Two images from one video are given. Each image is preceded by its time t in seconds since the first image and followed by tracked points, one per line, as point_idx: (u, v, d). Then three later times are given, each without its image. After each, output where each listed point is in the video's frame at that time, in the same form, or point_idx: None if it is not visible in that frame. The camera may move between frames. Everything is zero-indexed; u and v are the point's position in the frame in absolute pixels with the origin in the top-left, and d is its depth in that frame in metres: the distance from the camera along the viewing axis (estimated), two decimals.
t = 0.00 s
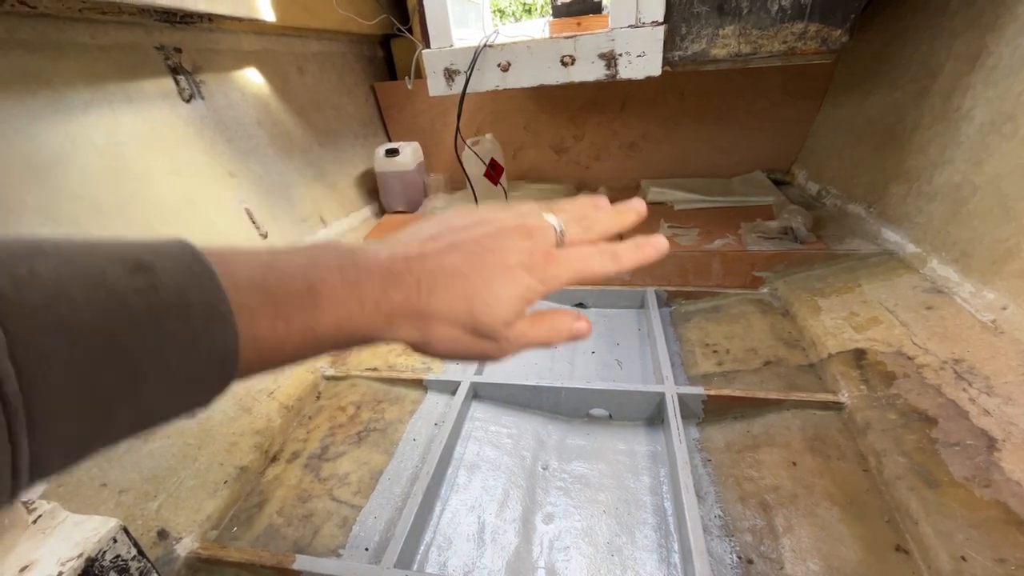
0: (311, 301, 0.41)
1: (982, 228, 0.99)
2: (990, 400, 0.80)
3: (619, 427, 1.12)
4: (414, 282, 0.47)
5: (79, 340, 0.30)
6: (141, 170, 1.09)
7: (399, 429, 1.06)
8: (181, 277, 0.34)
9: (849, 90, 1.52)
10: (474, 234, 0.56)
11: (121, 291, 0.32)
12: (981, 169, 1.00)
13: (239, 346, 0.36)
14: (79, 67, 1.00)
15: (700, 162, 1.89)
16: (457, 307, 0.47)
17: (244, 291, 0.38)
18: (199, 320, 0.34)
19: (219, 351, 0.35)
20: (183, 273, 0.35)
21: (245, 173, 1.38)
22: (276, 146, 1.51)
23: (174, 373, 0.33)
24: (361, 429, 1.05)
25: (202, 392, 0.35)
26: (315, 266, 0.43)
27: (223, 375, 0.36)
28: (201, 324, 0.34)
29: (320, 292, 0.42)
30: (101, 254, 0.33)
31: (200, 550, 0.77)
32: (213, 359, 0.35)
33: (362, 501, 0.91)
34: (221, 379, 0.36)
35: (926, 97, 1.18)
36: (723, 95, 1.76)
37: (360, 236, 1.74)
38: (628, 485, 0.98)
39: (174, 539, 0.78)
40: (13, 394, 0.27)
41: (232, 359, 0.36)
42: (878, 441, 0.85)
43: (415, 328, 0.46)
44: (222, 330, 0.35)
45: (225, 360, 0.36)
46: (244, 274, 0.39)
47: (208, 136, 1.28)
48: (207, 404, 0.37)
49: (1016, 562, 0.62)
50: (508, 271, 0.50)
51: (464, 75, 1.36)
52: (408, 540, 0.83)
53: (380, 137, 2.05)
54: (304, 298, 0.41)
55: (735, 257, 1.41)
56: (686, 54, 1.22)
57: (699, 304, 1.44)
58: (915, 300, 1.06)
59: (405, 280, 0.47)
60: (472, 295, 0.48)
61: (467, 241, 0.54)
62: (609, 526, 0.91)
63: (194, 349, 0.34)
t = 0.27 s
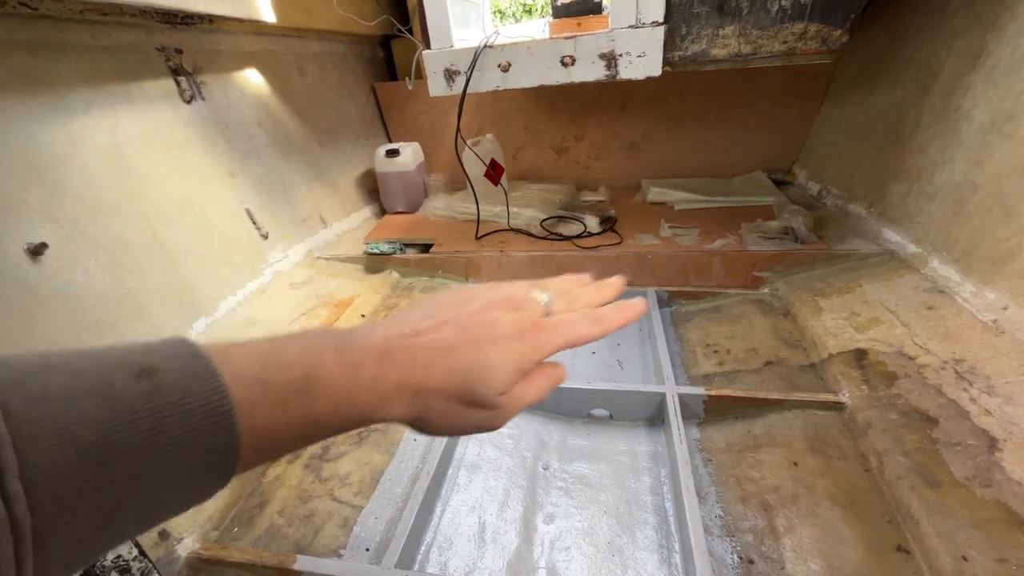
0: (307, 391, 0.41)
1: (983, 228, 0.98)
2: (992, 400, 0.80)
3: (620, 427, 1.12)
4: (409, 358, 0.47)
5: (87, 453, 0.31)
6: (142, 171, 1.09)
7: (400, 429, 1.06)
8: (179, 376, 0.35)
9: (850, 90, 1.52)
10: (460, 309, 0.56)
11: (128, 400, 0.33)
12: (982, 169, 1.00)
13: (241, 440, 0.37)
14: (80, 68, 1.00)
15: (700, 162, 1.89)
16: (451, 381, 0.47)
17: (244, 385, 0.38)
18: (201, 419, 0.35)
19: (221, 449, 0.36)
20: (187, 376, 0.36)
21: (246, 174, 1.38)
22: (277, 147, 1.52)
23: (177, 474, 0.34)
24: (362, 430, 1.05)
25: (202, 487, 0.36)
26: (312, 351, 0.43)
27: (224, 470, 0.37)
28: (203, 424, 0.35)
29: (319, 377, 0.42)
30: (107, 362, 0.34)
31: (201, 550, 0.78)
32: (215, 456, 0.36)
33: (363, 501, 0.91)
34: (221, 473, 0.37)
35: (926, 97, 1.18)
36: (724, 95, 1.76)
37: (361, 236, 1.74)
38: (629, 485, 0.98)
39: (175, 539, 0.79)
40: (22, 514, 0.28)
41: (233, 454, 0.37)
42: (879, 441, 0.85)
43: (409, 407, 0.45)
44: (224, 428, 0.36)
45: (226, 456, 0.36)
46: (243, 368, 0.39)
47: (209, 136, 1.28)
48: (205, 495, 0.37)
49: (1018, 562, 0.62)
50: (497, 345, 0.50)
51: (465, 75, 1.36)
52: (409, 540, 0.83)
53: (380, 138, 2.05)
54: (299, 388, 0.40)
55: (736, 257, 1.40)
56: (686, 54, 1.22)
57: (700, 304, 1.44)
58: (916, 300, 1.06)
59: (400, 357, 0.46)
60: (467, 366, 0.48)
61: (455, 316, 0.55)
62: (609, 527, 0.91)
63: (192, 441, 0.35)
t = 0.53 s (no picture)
0: (198, 448, 0.44)
1: (983, 228, 0.99)
2: (992, 400, 0.81)
3: (620, 428, 1.13)
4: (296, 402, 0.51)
5: None
6: (143, 172, 1.10)
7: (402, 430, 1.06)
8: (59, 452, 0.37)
9: (850, 91, 1.53)
10: (334, 352, 0.60)
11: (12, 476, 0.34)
12: (982, 169, 1.00)
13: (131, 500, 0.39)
14: (83, 71, 1.01)
15: (701, 163, 1.90)
16: (337, 420, 0.52)
17: (132, 454, 0.40)
18: (90, 486, 0.37)
19: (114, 510, 0.38)
20: (67, 449, 0.37)
21: (247, 175, 1.38)
22: (278, 149, 1.52)
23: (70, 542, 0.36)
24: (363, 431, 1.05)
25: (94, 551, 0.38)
26: (198, 411, 0.46)
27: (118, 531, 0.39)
28: (93, 489, 0.37)
29: (208, 435, 0.45)
30: None
31: (203, 551, 0.78)
32: (105, 519, 0.38)
33: (364, 502, 0.91)
34: (115, 534, 0.39)
35: (926, 97, 1.18)
36: (724, 96, 1.76)
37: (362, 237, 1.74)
38: (630, 486, 0.99)
39: (177, 540, 0.79)
40: None
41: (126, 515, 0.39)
42: (880, 441, 0.85)
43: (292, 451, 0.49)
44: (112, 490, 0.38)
45: (116, 517, 0.38)
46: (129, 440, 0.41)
47: (211, 138, 1.29)
48: (103, 564, 0.39)
49: (1018, 562, 0.62)
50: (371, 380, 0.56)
51: (465, 77, 1.37)
52: (411, 540, 0.83)
53: (381, 139, 2.06)
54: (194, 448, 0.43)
55: (737, 257, 1.41)
56: (686, 55, 1.23)
57: (700, 305, 1.45)
58: (916, 301, 1.06)
59: (284, 405, 0.50)
60: (348, 408, 0.53)
61: (329, 360, 0.58)
62: (610, 527, 0.91)
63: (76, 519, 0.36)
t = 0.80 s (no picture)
0: (129, 482, 0.51)
1: (980, 228, 0.99)
2: (990, 399, 0.81)
3: (619, 428, 1.13)
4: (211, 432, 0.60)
5: None
6: (144, 174, 1.10)
7: (402, 430, 1.07)
8: (18, 530, 0.41)
9: (848, 91, 1.53)
10: (238, 375, 0.70)
11: None
12: (979, 169, 1.00)
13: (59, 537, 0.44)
14: (84, 73, 1.01)
15: (700, 163, 1.90)
16: (261, 418, 0.66)
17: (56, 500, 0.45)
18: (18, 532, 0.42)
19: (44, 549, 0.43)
20: None
21: (246, 177, 1.38)
22: (278, 150, 1.52)
23: None
24: (364, 431, 1.06)
25: None
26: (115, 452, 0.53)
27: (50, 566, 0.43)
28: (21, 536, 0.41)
29: (138, 472, 0.53)
30: None
31: (204, 551, 0.78)
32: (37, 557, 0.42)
33: (365, 502, 0.91)
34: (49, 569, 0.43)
35: (924, 98, 1.18)
36: (723, 97, 1.76)
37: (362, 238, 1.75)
38: (629, 485, 0.99)
39: (178, 541, 0.79)
40: None
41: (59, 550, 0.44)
42: (878, 440, 0.86)
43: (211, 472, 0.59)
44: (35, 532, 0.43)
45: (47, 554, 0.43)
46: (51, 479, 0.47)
47: (210, 140, 1.29)
48: None
49: (1015, 560, 0.63)
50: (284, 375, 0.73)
51: (465, 78, 1.37)
52: (411, 540, 0.83)
53: (381, 140, 2.06)
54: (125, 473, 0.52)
55: (736, 257, 1.41)
56: (684, 56, 1.23)
57: (699, 305, 1.45)
58: (914, 300, 1.06)
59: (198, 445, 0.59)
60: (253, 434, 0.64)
61: (229, 384, 0.69)
62: (610, 526, 0.91)
63: None
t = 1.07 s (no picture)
0: (108, 552, 0.63)
1: (977, 228, 0.99)
2: (987, 398, 0.81)
3: (618, 428, 1.13)
4: (216, 498, 0.75)
5: None
6: (140, 174, 1.09)
7: (400, 431, 1.07)
8: None
9: (845, 91, 1.53)
10: (298, 429, 0.91)
11: None
12: (975, 169, 1.01)
13: None
14: (80, 74, 1.00)
15: (697, 163, 1.90)
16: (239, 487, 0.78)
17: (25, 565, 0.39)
18: None
19: None
20: None
21: (243, 177, 1.38)
22: (275, 151, 1.52)
23: None
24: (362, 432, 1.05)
25: None
26: (151, 492, 0.72)
27: None
28: None
29: (122, 550, 0.64)
30: None
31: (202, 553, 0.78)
32: None
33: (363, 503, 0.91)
34: None
35: (920, 98, 1.19)
36: (720, 97, 1.77)
37: (360, 239, 1.74)
38: (628, 485, 0.99)
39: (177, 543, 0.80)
40: None
41: None
42: (876, 439, 0.86)
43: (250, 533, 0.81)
44: None
45: None
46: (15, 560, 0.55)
47: (208, 140, 1.29)
48: None
49: (1013, 558, 0.63)
50: (278, 521, 0.84)
51: (462, 78, 1.37)
52: (410, 541, 0.83)
53: (378, 141, 2.06)
54: (108, 552, 0.63)
55: (734, 257, 1.41)
56: (682, 56, 1.23)
57: (697, 305, 1.45)
58: (911, 300, 1.07)
59: (252, 486, 0.79)
60: (304, 481, 0.87)
61: (286, 441, 0.88)
62: (609, 526, 0.91)
63: None
